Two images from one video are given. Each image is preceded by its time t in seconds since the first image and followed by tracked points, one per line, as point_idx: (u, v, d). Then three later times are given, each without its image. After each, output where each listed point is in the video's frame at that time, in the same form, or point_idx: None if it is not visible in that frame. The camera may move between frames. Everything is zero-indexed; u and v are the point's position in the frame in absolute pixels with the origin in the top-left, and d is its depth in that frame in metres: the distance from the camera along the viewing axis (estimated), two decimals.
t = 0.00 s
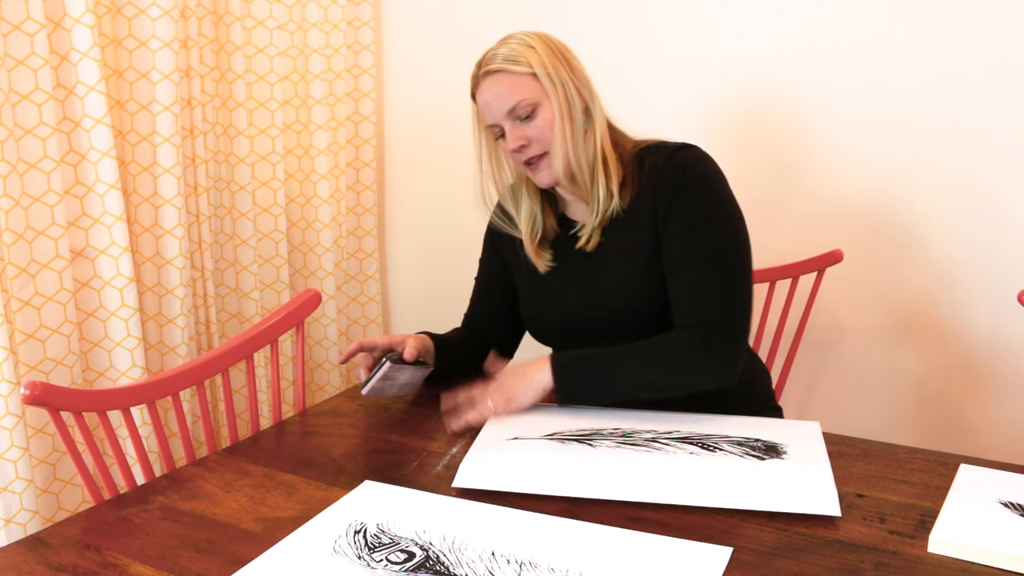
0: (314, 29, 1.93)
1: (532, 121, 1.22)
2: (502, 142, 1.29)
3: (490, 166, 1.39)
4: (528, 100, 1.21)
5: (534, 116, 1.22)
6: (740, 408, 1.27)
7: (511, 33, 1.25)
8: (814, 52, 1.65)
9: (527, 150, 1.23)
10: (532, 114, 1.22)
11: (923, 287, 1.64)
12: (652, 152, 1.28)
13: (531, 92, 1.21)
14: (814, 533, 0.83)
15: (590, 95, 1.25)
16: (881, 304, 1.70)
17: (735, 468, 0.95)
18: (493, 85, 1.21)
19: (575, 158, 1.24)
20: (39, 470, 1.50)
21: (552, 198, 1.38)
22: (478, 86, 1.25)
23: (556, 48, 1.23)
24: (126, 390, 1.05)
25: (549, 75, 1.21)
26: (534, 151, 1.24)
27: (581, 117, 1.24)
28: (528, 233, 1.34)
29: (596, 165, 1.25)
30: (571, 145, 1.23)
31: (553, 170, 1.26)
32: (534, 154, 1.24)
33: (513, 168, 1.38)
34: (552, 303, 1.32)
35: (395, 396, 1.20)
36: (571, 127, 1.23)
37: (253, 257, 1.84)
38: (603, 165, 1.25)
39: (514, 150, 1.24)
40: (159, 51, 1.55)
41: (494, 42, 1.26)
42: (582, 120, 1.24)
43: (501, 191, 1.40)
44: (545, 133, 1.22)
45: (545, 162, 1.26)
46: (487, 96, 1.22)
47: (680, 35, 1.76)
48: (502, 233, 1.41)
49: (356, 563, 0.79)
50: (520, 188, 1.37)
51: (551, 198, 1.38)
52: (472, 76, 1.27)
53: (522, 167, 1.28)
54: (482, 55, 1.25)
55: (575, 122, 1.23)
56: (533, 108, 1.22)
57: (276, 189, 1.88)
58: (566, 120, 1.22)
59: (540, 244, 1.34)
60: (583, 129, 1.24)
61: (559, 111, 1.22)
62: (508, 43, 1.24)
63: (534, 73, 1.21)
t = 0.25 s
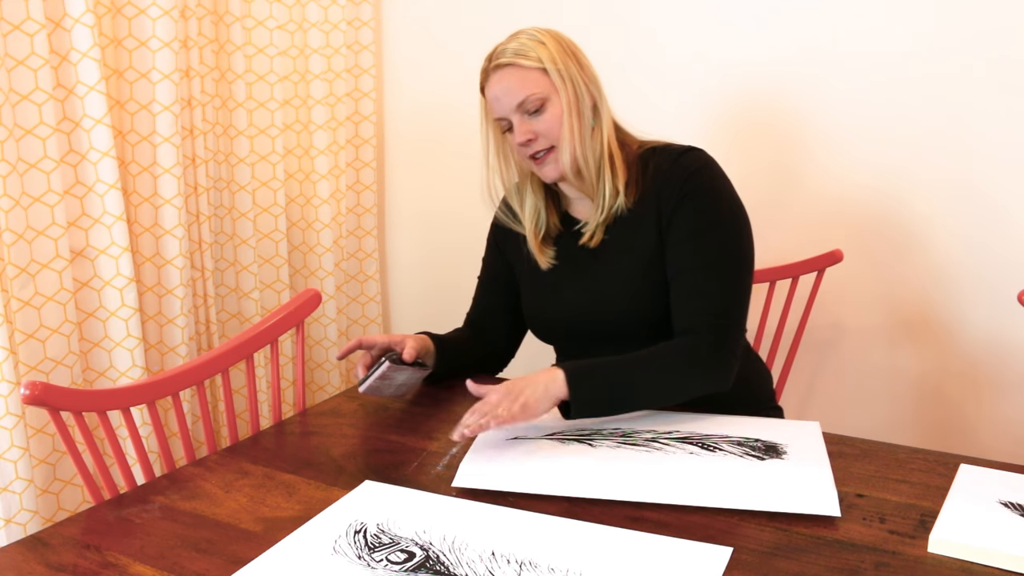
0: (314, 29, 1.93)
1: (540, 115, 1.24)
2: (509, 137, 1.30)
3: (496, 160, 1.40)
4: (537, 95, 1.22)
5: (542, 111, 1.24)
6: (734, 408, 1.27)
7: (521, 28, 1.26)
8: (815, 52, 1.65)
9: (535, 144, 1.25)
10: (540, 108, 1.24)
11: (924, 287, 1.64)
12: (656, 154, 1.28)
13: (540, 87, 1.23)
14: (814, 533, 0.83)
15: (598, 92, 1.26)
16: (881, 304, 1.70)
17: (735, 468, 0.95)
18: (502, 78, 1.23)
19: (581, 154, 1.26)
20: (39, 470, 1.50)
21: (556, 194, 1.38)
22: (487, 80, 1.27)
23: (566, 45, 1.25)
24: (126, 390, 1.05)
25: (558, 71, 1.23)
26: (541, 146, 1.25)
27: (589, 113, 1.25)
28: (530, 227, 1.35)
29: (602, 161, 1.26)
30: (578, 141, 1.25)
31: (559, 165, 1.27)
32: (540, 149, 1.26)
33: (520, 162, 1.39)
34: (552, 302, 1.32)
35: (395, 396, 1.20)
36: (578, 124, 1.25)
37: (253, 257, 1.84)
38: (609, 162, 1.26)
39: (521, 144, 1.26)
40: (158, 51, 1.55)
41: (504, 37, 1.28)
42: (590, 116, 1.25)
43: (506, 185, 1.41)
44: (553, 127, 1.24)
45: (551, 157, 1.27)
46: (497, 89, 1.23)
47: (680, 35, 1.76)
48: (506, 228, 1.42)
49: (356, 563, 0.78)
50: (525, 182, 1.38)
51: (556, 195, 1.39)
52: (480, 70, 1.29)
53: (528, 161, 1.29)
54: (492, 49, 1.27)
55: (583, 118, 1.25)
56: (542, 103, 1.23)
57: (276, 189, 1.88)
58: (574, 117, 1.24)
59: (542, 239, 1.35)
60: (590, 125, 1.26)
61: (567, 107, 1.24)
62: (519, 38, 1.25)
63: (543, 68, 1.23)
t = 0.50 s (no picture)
0: (314, 29, 1.93)
1: (548, 111, 1.24)
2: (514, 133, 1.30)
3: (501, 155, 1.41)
4: (545, 90, 1.23)
5: (550, 106, 1.24)
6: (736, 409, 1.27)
7: (531, 24, 1.27)
8: (816, 52, 1.64)
9: (542, 139, 1.25)
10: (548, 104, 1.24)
11: (924, 287, 1.64)
12: (661, 153, 1.28)
13: (549, 82, 1.23)
14: (814, 533, 0.83)
15: (605, 92, 1.27)
16: (881, 304, 1.70)
17: (735, 468, 0.95)
18: (511, 73, 1.24)
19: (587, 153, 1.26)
20: (39, 470, 1.50)
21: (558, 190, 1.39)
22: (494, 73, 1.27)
23: (575, 42, 1.26)
24: (126, 390, 1.05)
25: (566, 66, 1.23)
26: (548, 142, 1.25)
27: (596, 111, 1.26)
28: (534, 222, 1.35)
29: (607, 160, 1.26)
30: (584, 138, 1.25)
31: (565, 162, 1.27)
32: (547, 144, 1.26)
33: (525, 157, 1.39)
34: (553, 300, 1.32)
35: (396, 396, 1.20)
36: (585, 121, 1.25)
37: (253, 257, 1.84)
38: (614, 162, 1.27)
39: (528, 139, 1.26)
40: (159, 51, 1.55)
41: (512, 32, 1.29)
42: (597, 115, 1.26)
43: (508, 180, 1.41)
44: (560, 123, 1.24)
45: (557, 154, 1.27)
46: (505, 83, 1.24)
47: (680, 35, 1.76)
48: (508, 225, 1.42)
49: (356, 563, 0.79)
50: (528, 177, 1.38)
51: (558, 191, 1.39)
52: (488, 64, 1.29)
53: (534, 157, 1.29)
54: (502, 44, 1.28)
55: (591, 116, 1.26)
56: (550, 98, 1.24)
57: (276, 189, 1.88)
58: (581, 113, 1.24)
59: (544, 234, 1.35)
60: (597, 124, 1.26)
61: (575, 103, 1.24)
62: (528, 33, 1.26)
63: (552, 63, 1.23)
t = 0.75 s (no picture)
0: (314, 29, 1.93)
1: (570, 90, 1.26)
2: (528, 120, 1.30)
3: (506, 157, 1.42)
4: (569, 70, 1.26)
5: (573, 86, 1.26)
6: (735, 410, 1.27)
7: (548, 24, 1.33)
8: (816, 52, 1.64)
9: (564, 115, 1.25)
10: (569, 85, 1.27)
11: (924, 287, 1.64)
12: (665, 155, 1.29)
13: (572, 64, 1.27)
14: (814, 533, 0.83)
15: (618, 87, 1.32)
16: (881, 304, 1.70)
17: (735, 468, 0.95)
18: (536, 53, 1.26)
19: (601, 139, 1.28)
20: (39, 470, 1.50)
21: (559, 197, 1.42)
22: (514, 59, 1.30)
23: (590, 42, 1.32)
24: (126, 390, 1.05)
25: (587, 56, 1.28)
26: (570, 118, 1.25)
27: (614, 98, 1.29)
28: (531, 223, 1.36)
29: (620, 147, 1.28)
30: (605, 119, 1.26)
31: (584, 141, 1.26)
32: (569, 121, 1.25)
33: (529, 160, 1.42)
34: (553, 300, 1.32)
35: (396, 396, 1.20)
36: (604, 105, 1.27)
37: (253, 257, 1.84)
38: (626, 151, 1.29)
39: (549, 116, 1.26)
40: (159, 51, 1.55)
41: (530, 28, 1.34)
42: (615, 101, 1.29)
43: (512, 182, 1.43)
44: (583, 101, 1.26)
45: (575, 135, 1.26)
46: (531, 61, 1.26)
47: (680, 35, 1.76)
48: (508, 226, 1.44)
49: (356, 563, 0.78)
50: (530, 180, 1.41)
51: (559, 198, 1.42)
52: (504, 54, 1.32)
53: (549, 141, 1.28)
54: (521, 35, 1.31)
55: (610, 101, 1.28)
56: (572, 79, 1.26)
57: (276, 189, 1.88)
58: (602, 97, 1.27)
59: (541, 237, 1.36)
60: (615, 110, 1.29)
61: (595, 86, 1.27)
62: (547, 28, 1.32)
63: (574, 50, 1.28)
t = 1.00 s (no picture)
0: (314, 29, 1.93)
1: (581, 95, 1.25)
2: (536, 121, 1.28)
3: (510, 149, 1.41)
4: (581, 74, 1.24)
5: (584, 91, 1.25)
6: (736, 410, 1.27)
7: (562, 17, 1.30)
8: (816, 52, 1.65)
9: (574, 121, 1.23)
10: (580, 88, 1.25)
11: (924, 287, 1.64)
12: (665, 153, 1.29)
13: (584, 67, 1.25)
14: (814, 533, 0.83)
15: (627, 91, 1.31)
16: (881, 304, 1.70)
17: (735, 468, 0.95)
18: (549, 54, 1.24)
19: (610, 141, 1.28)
20: (39, 470, 1.50)
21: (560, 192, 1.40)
22: (525, 57, 1.27)
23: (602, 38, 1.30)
24: (126, 390, 1.05)
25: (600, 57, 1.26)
26: (579, 125, 1.24)
27: (624, 103, 1.28)
28: (532, 221, 1.36)
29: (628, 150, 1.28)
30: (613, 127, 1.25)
31: (591, 148, 1.25)
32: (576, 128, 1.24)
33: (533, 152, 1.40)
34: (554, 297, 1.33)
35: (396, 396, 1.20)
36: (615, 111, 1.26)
37: (253, 257, 1.84)
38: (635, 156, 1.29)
39: (559, 121, 1.24)
40: (159, 51, 1.55)
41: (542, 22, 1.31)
42: (624, 107, 1.28)
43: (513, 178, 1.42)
44: (593, 107, 1.24)
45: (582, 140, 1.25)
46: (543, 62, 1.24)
47: (680, 35, 1.77)
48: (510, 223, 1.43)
49: (356, 563, 0.79)
50: (532, 175, 1.39)
51: (560, 193, 1.40)
52: (515, 51, 1.29)
53: (556, 145, 1.27)
54: (534, 29, 1.28)
55: (619, 107, 1.27)
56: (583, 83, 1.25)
57: (276, 189, 1.88)
58: (612, 103, 1.26)
59: (542, 235, 1.36)
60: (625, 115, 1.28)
61: (606, 91, 1.26)
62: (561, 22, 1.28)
63: (586, 51, 1.26)
